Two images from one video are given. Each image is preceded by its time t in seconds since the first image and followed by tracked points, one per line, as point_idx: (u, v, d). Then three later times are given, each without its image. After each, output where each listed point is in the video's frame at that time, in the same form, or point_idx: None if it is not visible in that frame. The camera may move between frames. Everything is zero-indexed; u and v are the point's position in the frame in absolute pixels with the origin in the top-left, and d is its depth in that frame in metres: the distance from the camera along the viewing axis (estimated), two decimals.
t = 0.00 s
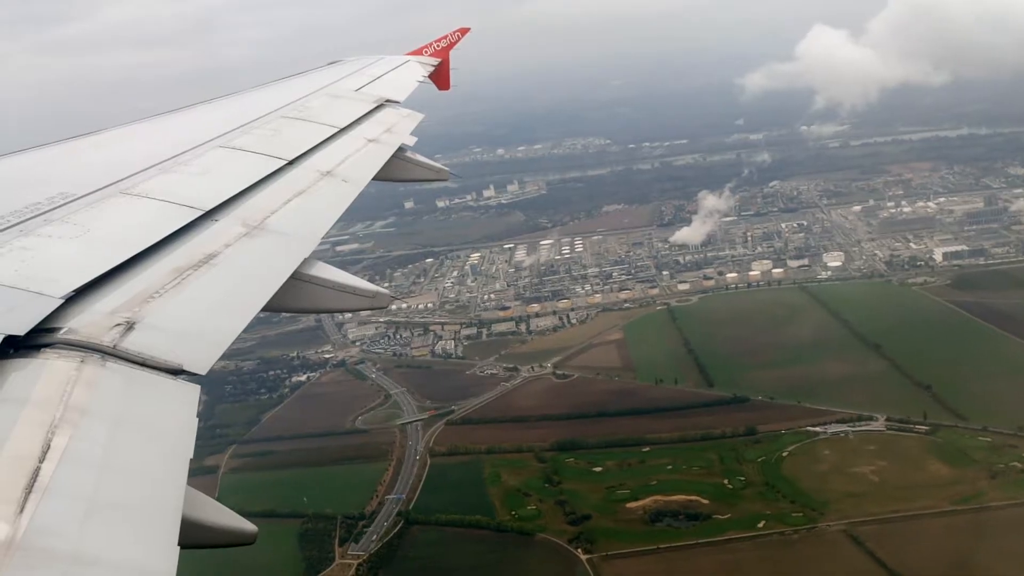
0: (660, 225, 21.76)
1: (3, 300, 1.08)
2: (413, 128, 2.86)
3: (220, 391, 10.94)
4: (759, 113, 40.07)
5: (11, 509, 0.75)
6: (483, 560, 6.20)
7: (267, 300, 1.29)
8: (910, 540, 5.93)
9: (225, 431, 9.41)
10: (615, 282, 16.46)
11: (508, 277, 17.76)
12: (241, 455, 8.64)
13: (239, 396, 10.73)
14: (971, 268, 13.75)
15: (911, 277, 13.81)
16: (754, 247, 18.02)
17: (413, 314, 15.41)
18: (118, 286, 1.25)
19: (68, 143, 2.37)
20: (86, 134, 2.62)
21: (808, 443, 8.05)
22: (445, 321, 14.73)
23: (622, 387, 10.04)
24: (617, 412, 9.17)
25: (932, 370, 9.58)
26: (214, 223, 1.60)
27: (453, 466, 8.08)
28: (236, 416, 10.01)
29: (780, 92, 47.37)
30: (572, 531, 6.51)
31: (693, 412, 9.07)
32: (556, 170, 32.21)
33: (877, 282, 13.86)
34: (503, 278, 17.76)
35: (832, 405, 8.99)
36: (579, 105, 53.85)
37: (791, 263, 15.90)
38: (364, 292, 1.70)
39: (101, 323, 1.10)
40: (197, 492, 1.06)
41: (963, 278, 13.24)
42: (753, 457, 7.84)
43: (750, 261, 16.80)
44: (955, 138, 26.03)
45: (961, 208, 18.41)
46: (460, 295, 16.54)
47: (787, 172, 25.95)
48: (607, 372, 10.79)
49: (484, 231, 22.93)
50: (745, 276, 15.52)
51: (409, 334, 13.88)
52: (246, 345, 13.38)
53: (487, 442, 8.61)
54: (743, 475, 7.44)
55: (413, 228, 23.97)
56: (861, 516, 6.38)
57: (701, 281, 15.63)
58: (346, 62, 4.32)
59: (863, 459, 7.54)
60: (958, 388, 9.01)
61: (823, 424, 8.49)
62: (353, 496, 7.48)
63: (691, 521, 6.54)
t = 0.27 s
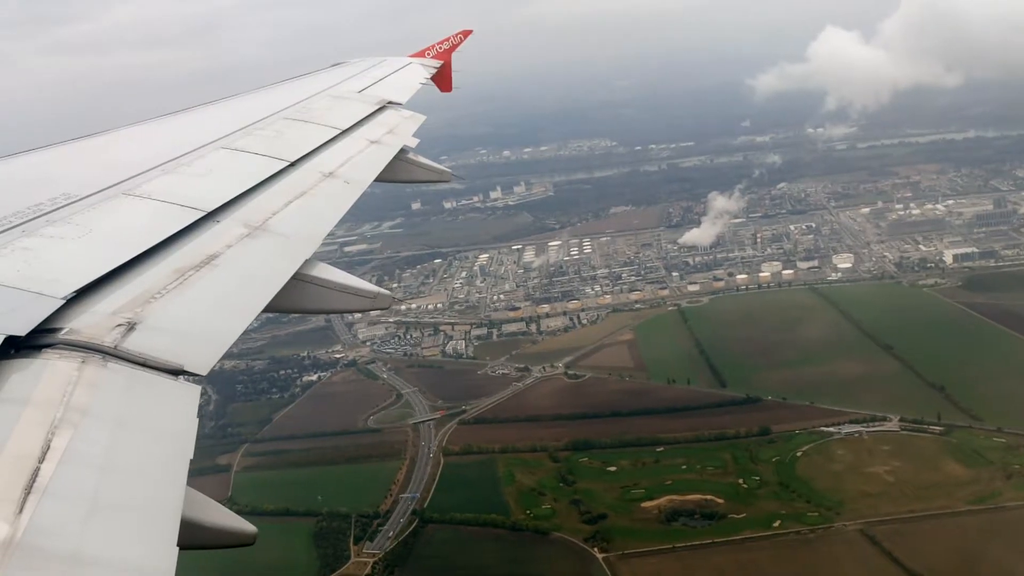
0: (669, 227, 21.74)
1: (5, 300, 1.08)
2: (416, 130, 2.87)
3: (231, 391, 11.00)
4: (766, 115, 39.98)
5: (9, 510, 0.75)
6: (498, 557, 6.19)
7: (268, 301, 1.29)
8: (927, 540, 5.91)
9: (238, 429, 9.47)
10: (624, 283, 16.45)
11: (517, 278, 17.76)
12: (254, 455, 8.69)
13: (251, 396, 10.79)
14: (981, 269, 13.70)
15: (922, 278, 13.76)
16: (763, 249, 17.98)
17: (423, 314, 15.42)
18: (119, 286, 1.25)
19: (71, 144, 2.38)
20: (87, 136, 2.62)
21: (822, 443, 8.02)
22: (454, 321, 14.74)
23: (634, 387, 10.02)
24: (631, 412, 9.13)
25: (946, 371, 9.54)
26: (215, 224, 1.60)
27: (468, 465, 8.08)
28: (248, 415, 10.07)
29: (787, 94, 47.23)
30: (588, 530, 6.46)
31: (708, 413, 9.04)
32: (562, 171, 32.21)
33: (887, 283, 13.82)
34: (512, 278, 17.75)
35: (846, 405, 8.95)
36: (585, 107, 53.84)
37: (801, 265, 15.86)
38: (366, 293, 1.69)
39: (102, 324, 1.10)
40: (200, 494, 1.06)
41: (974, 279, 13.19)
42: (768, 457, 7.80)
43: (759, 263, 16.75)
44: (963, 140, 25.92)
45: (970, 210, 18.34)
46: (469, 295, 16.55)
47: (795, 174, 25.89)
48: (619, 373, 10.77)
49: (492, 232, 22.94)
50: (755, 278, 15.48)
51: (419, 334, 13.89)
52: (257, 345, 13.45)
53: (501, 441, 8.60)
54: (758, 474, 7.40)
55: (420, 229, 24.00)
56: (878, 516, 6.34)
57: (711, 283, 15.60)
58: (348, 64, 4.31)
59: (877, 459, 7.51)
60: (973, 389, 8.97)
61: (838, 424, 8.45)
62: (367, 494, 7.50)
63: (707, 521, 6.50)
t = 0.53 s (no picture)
0: (676, 226, 21.71)
1: (7, 300, 1.08)
2: (416, 129, 2.87)
3: (242, 388, 11.04)
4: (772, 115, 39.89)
5: (11, 508, 0.75)
6: (514, 554, 6.21)
7: (268, 300, 1.29)
8: (943, 537, 5.90)
9: (250, 426, 9.52)
10: (633, 283, 16.42)
11: (525, 277, 17.75)
12: (268, 451, 8.74)
13: (262, 393, 10.84)
14: (990, 269, 13.66)
15: (930, 278, 13.71)
16: (771, 249, 17.94)
17: (432, 313, 15.43)
18: (121, 286, 1.25)
19: (71, 143, 2.38)
20: (86, 135, 2.62)
21: (835, 440, 8.00)
22: (463, 320, 14.74)
23: (645, 386, 10.01)
24: (644, 409, 9.11)
25: (957, 370, 9.52)
26: (215, 223, 1.60)
27: (482, 462, 8.08)
28: (260, 412, 10.10)
29: (793, 94, 47.09)
30: (603, 526, 6.50)
31: (721, 411, 9.02)
32: (567, 171, 32.19)
33: (895, 282, 13.78)
34: (520, 278, 17.74)
35: (858, 403, 8.93)
36: (590, 107, 53.81)
37: (809, 264, 15.83)
38: (366, 292, 1.70)
39: (103, 324, 1.10)
40: (202, 492, 1.06)
41: (983, 279, 13.14)
42: (781, 454, 7.80)
43: (767, 262, 16.71)
44: (968, 141, 25.83)
45: (978, 210, 18.29)
46: (478, 294, 16.56)
47: (801, 174, 25.83)
48: (630, 371, 10.76)
49: (498, 231, 22.94)
50: (764, 277, 15.45)
51: (429, 333, 13.89)
52: (266, 343, 13.49)
53: (515, 439, 8.59)
54: (772, 471, 7.41)
55: (426, 228, 24.02)
56: (892, 514, 6.34)
57: (720, 282, 15.57)
58: (350, 63, 4.31)
59: (891, 457, 7.48)
60: (984, 388, 8.96)
61: (851, 422, 8.43)
62: (383, 491, 7.51)
63: (722, 517, 6.53)
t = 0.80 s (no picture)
0: (685, 225, 21.65)
1: (11, 297, 1.08)
2: (419, 126, 2.86)
3: (256, 387, 11.24)
4: (780, 113, 39.68)
5: (13, 507, 0.75)
6: (531, 547, 6.22)
7: (271, 298, 1.29)
8: (963, 533, 5.86)
9: (265, 423, 9.59)
10: (644, 281, 16.39)
11: (535, 275, 17.75)
12: (283, 448, 8.87)
13: (275, 391, 10.98)
14: (1002, 268, 13.56)
15: (942, 277, 13.61)
16: (781, 247, 17.86)
17: (442, 310, 15.45)
18: (125, 283, 1.25)
19: (73, 140, 2.38)
20: (89, 132, 2.63)
21: (852, 438, 7.96)
22: (475, 318, 14.76)
23: (659, 384, 9.99)
24: (659, 408, 9.12)
25: (972, 368, 9.46)
26: (219, 221, 1.60)
27: (498, 458, 8.09)
28: (274, 411, 10.24)
29: (802, 92, 46.83)
30: (621, 523, 6.48)
31: (736, 410, 9.02)
32: (574, 169, 32.16)
33: (907, 281, 13.69)
34: (531, 276, 17.73)
35: (873, 401, 8.88)
36: (597, 105, 53.68)
37: (820, 263, 15.75)
38: (369, 290, 1.70)
39: (105, 322, 1.10)
40: (203, 490, 1.06)
41: (995, 278, 13.04)
42: (797, 452, 7.78)
43: (778, 261, 16.64)
44: (978, 139, 25.63)
45: (988, 209, 18.16)
46: (488, 292, 16.56)
47: (810, 172, 25.69)
48: (643, 369, 10.74)
49: (507, 229, 22.94)
50: (775, 276, 15.38)
51: (440, 330, 13.91)
52: (279, 341, 13.58)
53: (530, 436, 8.60)
54: (789, 469, 7.38)
55: (434, 226, 24.07)
56: (911, 510, 6.30)
57: (731, 280, 15.52)
58: (351, 60, 4.30)
59: (907, 454, 7.44)
60: (1000, 386, 8.89)
61: (867, 419, 8.38)
62: (400, 488, 7.56)
63: (739, 515, 6.53)
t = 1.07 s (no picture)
0: (692, 224, 21.61)
1: (11, 297, 1.08)
2: (420, 126, 2.86)
3: (267, 384, 11.32)
4: (785, 113, 39.60)
5: (14, 507, 0.75)
6: (546, 542, 6.23)
7: (272, 298, 1.28)
8: (978, 529, 5.85)
9: (277, 422, 9.62)
10: (652, 279, 16.35)
11: (544, 274, 17.73)
12: (297, 445, 8.91)
13: (286, 389, 11.05)
14: (1011, 267, 13.50)
15: (951, 275, 13.56)
16: (789, 246, 17.81)
17: (451, 309, 15.45)
18: (126, 283, 1.25)
19: (72, 140, 2.38)
20: (90, 132, 2.62)
21: (865, 434, 7.96)
22: (484, 316, 14.74)
23: (671, 382, 10.00)
24: (671, 406, 9.15)
25: (982, 366, 9.45)
26: (219, 221, 1.60)
27: (512, 454, 8.11)
28: (286, 408, 10.30)
29: (807, 92, 46.72)
30: (637, 518, 6.48)
31: (749, 407, 9.04)
32: (579, 168, 32.12)
33: (916, 279, 13.65)
34: (539, 274, 17.70)
35: (884, 398, 8.88)
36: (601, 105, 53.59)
37: (829, 261, 15.72)
38: (369, 289, 1.69)
39: (105, 321, 1.10)
40: (203, 489, 1.06)
41: (1004, 277, 13.00)
42: (810, 448, 7.79)
43: (787, 259, 16.60)
44: (983, 139, 25.55)
45: (996, 208, 18.10)
46: (497, 291, 16.55)
47: (816, 172, 25.63)
48: (654, 367, 10.73)
49: (513, 228, 22.92)
50: (783, 274, 15.34)
51: (450, 329, 13.90)
52: (288, 339, 13.60)
53: (543, 433, 8.64)
54: (803, 465, 7.39)
55: (440, 225, 24.06)
56: (926, 507, 6.30)
57: (740, 279, 15.48)
58: (350, 60, 4.28)
59: (921, 451, 7.43)
60: (1011, 383, 8.88)
61: (879, 416, 8.38)
62: (414, 484, 7.56)
63: (755, 510, 6.53)
